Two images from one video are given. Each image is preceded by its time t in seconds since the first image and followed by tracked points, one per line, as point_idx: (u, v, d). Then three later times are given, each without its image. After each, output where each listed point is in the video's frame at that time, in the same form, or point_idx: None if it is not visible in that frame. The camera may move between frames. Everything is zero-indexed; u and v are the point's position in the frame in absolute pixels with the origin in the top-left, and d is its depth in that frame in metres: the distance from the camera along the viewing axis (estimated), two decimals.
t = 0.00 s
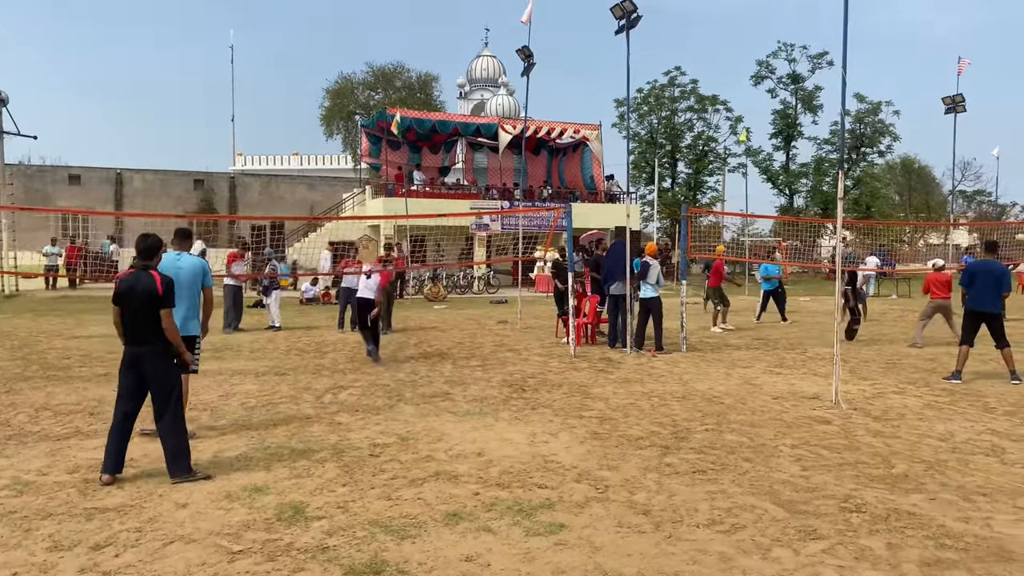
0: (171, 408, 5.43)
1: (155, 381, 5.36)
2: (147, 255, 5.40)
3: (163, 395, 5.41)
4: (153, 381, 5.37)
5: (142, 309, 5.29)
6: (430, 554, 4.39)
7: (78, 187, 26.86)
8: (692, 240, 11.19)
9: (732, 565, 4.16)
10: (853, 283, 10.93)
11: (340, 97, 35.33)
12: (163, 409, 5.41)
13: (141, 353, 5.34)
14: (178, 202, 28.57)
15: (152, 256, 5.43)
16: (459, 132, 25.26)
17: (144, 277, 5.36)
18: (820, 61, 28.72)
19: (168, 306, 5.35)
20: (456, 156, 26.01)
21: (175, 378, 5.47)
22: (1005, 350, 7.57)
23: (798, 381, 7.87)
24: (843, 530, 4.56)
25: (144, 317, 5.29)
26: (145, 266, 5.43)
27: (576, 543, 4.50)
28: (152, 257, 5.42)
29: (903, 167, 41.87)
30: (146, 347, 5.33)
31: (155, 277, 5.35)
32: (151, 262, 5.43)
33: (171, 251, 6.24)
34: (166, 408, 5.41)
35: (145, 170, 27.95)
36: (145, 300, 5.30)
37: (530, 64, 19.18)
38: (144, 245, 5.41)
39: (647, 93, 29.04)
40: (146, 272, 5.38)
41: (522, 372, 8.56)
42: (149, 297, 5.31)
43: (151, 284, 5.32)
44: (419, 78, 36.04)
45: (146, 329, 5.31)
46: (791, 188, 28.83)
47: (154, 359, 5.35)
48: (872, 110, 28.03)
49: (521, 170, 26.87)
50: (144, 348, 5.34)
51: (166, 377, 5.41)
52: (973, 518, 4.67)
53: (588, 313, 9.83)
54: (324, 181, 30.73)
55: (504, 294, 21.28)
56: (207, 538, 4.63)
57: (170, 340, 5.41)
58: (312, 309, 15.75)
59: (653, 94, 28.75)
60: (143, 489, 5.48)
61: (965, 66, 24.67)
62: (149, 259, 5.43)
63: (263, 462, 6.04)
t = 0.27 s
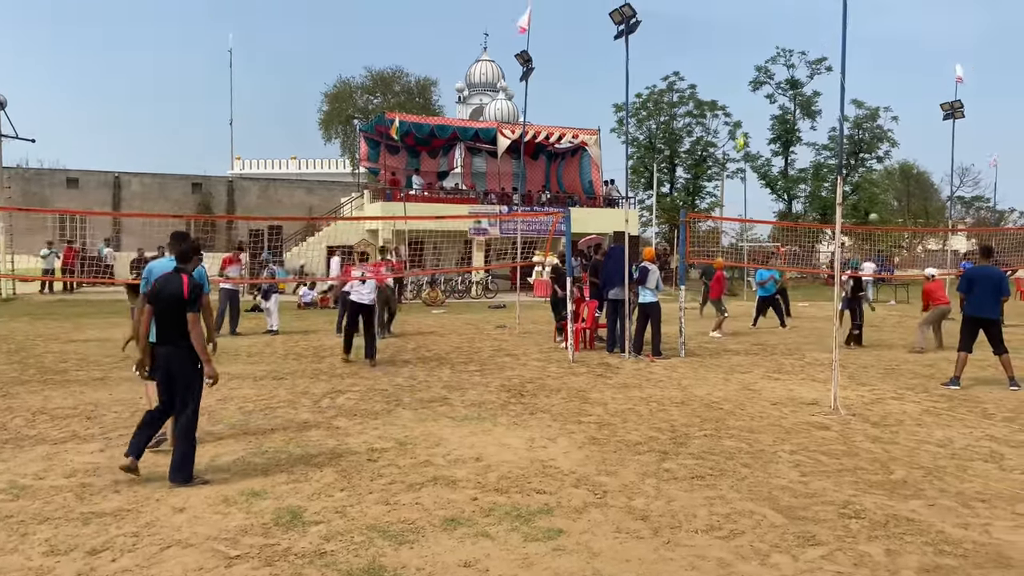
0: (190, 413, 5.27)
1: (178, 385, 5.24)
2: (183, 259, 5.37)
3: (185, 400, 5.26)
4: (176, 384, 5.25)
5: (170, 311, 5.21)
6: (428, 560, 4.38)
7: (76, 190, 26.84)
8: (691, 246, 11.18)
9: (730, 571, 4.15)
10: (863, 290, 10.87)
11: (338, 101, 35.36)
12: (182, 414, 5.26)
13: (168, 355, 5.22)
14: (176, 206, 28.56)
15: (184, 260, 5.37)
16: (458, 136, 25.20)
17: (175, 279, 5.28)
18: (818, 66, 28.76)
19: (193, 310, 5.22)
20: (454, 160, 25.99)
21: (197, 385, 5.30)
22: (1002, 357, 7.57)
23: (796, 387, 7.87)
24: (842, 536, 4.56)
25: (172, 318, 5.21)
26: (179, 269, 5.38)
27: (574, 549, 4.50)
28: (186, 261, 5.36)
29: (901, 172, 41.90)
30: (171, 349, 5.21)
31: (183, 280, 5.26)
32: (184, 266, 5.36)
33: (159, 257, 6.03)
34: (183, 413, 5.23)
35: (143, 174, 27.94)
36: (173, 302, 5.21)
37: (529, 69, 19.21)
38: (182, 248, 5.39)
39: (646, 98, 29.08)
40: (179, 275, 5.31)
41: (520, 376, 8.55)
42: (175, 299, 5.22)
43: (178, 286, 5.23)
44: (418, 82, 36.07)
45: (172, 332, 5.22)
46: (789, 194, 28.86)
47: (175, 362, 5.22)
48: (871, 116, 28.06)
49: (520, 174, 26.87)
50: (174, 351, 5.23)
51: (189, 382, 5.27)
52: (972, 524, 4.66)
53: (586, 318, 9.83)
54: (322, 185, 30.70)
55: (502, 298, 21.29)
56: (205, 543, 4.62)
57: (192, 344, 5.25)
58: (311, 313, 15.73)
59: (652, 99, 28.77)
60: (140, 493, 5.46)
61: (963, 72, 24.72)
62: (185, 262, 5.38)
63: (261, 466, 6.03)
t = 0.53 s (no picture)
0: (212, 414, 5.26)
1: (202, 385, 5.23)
2: (217, 260, 5.34)
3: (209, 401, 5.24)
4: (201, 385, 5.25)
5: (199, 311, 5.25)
6: (427, 561, 4.38)
7: (75, 192, 26.83)
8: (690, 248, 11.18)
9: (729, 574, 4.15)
10: (863, 294, 10.85)
11: (338, 104, 35.47)
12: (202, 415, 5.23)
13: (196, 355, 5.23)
14: (176, 208, 28.56)
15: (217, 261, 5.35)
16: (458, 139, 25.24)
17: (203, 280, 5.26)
18: (818, 70, 28.79)
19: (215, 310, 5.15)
20: (454, 163, 26.00)
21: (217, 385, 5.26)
22: (1001, 360, 7.58)
23: (796, 390, 7.88)
24: (841, 539, 4.56)
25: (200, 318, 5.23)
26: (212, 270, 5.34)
27: (573, 551, 4.49)
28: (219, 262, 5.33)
29: (901, 176, 41.94)
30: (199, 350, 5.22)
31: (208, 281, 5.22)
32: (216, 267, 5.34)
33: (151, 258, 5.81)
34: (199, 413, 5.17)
35: (143, 176, 27.94)
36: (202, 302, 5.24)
37: (529, 71, 19.24)
38: (218, 252, 5.37)
39: (646, 100, 29.12)
40: (207, 275, 5.28)
41: (520, 379, 8.55)
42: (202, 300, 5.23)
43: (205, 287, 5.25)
44: (418, 84, 36.13)
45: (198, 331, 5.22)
46: (788, 197, 28.88)
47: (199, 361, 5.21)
48: (870, 119, 28.09)
49: (519, 177, 26.89)
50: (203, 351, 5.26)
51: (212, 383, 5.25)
52: (972, 527, 4.66)
53: (586, 321, 9.85)
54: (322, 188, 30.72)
55: (501, 301, 21.28)
56: (204, 544, 4.61)
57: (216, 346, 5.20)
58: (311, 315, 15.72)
59: (652, 102, 28.80)
60: (139, 495, 5.45)
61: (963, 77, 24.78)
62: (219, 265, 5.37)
63: (260, 467, 6.02)
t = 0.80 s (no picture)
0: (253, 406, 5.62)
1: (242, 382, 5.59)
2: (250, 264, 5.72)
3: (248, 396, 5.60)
4: (238, 383, 5.65)
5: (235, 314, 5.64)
6: (429, 560, 4.38)
7: (77, 190, 26.84)
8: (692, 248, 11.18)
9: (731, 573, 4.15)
10: (863, 295, 10.85)
11: (340, 103, 35.46)
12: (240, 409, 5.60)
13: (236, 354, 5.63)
14: (177, 206, 28.57)
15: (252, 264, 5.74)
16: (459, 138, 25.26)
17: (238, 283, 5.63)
18: (820, 70, 28.76)
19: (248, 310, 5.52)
20: (455, 162, 25.96)
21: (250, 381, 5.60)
22: (1002, 361, 7.58)
23: (797, 390, 7.88)
24: (843, 539, 4.56)
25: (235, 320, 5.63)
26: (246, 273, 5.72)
27: (575, 550, 4.50)
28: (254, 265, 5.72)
29: (902, 176, 41.91)
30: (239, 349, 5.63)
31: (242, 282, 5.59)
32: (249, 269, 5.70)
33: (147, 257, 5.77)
34: (235, 408, 5.50)
35: (145, 175, 27.95)
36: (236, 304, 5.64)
37: (530, 71, 19.23)
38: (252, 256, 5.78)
39: (647, 100, 29.10)
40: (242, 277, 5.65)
41: (521, 378, 8.56)
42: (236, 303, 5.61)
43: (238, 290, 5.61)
44: (419, 83, 36.13)
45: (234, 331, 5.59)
46: (790, 197, 28.86)
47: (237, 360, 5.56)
48: (872, 119, 28.06)
49: (521, 176, 26.89)
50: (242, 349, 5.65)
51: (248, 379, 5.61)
52: (974, 527, 4.66)
53: (587, 321, 9.86)
54: (323, 187, 30.73)
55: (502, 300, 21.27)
56: (206, 543, 4.62)
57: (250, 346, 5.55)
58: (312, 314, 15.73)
59: (654, 101, 28.79)
60: (140, 493, 5.46)
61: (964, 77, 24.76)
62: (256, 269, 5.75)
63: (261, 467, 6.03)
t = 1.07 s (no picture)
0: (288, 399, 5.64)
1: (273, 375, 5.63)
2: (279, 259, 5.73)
3: (282, 388, 5.67)
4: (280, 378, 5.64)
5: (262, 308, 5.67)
6: (432, 559, 4.39)
7: (81, 188, 26.89)
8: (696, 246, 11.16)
9: (735, 572, 4.15)
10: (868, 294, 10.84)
11: (343, 101, 35.44)
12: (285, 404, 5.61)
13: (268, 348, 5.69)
14: (181, 205, 28.62)
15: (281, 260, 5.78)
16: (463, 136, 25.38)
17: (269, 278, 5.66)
18: (824, 68, 28.70)
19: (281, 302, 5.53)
20: (459, 160, 25.92)
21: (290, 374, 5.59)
22: (1007, 359, 7.56)
23: (801, 388, 7.87)
24: (847, 538, 4.55)
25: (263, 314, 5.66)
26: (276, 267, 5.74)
27: (578, 549, 4.49)
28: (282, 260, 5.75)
29: (906, 174, 41.84)
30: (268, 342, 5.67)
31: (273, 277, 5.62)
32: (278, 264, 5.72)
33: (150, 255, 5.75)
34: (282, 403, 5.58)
35: (148, 173, 27.99)
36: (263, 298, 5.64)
37: (534, 69, 19.20)
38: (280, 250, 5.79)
39: (651, 98, 29.07)
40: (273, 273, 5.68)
41: (524, 376, 8.56)
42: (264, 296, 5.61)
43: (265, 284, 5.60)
44: (423, 82, 36.14)
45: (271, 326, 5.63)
46: (794, 195, 28.82)
47: (271, 353, 5.54)
48: (876, 117, 28.00)
49: (524, 174, 26.89)
50: (276, 342, 5.72)
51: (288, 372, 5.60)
52: (978, 526, 4.65)
53: (590, 319, 9.85)
54: (327, 185, 30.77)
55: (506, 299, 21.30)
56: (209, 541, 4.62)
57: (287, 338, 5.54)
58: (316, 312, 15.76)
59: (657, 99, 28.76)
60: (144, 491, 5.47)
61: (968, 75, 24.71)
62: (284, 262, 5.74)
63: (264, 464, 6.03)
